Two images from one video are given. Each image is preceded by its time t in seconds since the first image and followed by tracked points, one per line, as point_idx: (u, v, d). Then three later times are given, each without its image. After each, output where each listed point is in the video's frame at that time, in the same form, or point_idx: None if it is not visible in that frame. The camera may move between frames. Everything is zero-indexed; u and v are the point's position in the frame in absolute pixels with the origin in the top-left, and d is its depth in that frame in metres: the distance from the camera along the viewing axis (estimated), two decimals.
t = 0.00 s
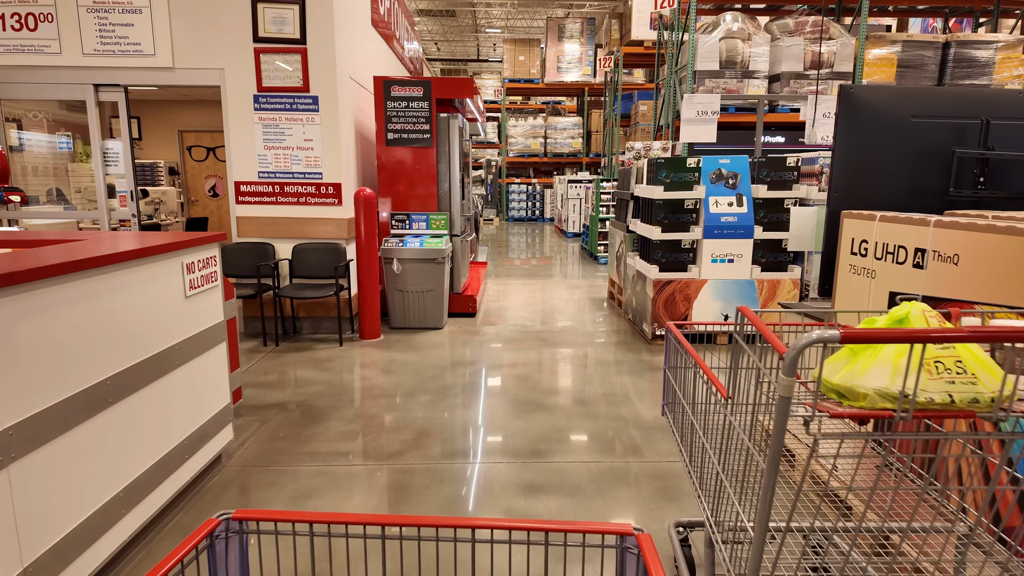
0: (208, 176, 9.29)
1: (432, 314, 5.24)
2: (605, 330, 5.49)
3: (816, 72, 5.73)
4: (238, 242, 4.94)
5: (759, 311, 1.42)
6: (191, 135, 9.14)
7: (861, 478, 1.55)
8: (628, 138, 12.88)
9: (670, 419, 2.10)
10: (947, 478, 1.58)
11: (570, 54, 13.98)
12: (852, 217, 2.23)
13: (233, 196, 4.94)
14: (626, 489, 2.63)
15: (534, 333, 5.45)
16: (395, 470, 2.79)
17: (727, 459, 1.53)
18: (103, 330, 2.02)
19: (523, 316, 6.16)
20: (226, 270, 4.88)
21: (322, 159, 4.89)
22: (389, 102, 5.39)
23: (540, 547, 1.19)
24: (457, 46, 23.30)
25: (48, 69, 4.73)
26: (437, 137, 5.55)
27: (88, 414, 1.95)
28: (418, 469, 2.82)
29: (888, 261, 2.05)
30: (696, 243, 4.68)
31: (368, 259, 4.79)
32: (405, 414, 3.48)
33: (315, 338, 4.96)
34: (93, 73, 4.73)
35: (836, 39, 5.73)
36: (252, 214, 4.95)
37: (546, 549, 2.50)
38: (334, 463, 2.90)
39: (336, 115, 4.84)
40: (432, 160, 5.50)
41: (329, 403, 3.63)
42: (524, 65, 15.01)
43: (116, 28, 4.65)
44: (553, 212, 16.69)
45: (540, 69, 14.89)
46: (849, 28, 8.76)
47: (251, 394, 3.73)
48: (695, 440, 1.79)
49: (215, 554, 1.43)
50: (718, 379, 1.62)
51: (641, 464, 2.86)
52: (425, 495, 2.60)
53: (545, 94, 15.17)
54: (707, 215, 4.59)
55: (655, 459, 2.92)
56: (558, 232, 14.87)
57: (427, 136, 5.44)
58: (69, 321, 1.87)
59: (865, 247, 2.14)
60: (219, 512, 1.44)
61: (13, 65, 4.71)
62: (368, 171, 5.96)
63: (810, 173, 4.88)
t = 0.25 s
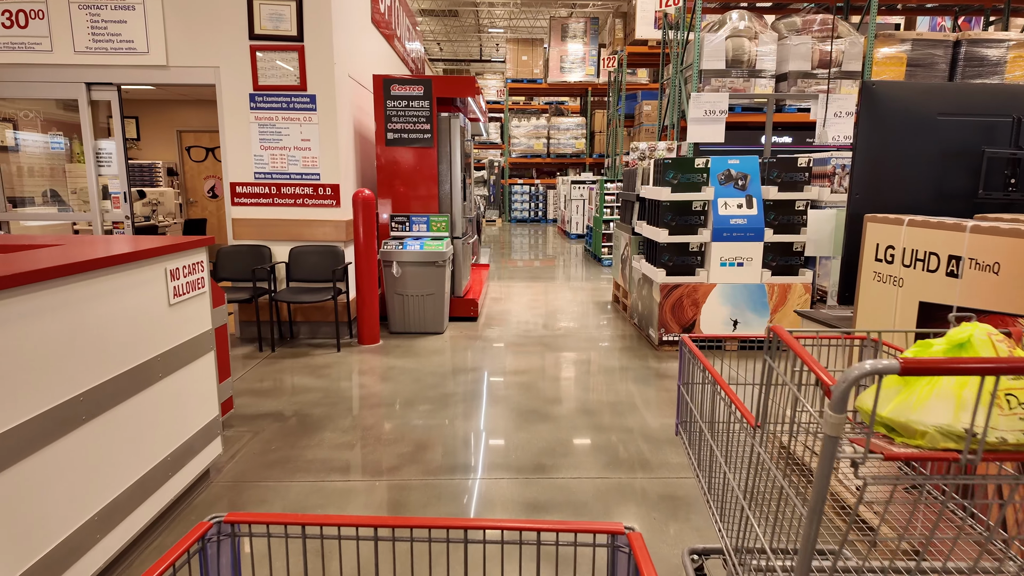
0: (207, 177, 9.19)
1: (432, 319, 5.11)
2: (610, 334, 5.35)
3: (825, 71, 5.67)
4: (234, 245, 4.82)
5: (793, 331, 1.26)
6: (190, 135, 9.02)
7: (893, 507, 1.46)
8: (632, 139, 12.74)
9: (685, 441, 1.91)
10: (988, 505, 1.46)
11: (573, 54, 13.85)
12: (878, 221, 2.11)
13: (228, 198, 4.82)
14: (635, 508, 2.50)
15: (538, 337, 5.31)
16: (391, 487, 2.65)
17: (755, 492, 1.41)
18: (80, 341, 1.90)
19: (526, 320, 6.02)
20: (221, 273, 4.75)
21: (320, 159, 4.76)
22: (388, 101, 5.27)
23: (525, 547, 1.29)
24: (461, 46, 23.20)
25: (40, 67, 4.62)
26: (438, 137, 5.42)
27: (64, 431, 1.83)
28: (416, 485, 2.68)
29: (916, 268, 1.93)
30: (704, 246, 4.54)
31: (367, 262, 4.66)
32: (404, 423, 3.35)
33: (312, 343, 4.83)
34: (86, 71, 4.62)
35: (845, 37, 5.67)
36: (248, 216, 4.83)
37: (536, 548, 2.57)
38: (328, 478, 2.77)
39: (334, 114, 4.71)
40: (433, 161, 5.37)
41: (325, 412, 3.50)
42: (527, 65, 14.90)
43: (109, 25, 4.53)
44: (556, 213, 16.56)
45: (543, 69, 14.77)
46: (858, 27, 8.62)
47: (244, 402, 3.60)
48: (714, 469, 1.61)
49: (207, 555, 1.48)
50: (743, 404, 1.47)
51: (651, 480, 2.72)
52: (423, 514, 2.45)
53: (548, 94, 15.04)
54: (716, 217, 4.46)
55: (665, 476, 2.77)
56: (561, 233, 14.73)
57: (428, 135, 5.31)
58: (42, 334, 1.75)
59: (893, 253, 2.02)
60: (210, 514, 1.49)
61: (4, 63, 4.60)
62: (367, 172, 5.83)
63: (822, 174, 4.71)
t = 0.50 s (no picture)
0: (206, 178, 9.12)
1: (432, 323, 4.98)
2: (615, 338, 5.21)
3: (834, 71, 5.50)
4: (229, 247, 4.71)
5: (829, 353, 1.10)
6: (189, 135, 8.96)
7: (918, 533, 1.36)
8: (636, 139, 12.58)
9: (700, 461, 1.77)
10: None
11: (576, 54, 13.72)
12: (902, 224, 1.98)
13: (223, 199, 4.70)
14: (642, 528, 2.35)
15: (541, 341, 5.18)
16: (385, 503, 2.51)
17: (778, 526, 1.29)
18: (45, 351, 1.74)
19: (529, 324, 5.88)
20: (215, 276, 4.64)
21: (317, 159, 4.64)
22: (388, 100, 5.15)
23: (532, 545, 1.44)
24: (464, 47, 23.11)
25: (30, 65, 4.51)
26: (438, 137, 5.31)
27: (35, 447, 1.71)
28: (411, 501, 2.55)
29: (945, 274, 1.80)
30: (712, 248, 4.41)
31: (365, 264, 4.54)
32: (400, 433, 3.21)
33: (309, 347, 4.70)
34: (77, 70, 4.51)
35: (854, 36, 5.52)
36: (243, 217, 4.71)
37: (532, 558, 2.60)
38: (318, 494, 2.63)
39: (331, 113, 4.59)
40: (432, 161, 5.25)
41: (318, 421, 3.36)
42: (530, 65, 14.76)
43: (101, 22, 4.42)
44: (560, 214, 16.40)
45: (546, 70, 14.64)
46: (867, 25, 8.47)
47: (236, 411, 3.47)
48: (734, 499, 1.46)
49: (194, 560, 1.48)
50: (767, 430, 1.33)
51: (659, 497, 2.58)
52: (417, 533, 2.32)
53: (551, 94, 14.91)
54: (724, 218, 4.32)
55: (674, 492, 2.63)
56: (564, 234, 14.59)
57: (428, 135, 5.19)
58: (12, 344, 1.63)
59: (920, 260, 1.89)
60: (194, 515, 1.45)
61: None
62: (366, 172, 5.71)
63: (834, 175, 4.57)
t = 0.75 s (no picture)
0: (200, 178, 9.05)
1: (429, 328, 4.83)
2: (617, 343, 5.07)
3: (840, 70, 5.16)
4: (220, 250, 4.58)
5: (878, 387, 0.97)
6: (185, 135, 8.89)
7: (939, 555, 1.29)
8: (637, 140, 12.43)
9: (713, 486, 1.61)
10: None
11: (577, 54, 13.58)
12: (931, 229, 1.84)
13: (214, 200, 4.56)
14: (649, 551, 2.20)
15: (541, 346, 5.03)
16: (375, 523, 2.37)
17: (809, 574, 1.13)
18: (0, 370, 1.58)
19: (529, 328, 5.74)
20: (206, 280, 4.51)
21: (311, 160, 4.51)
22: (384, 99, 5.01)
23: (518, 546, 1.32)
24: (465, 47, 22.99)
25: (16, 63, 4.38)
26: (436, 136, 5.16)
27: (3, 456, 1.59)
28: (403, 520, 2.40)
29: (979, 283, 1.65)
30: (718, 251, 4.27)
31: (360, 268, 4.41)
32: (394, 445, 3.07)
33: (302, 353, 4.56)
34: (64, 67, 4.38)
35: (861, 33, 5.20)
36: (235, 219, 4.58)
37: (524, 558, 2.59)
38: (304, 513, 2.48)
39: (326, 112, 4.46)
40: (430, 161, 5.11)
41: (309, 432, 3.22)
42: (531, 65, 14.62)
43: (88, 17, 4.29)
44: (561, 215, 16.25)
45: (547, 70, 14.51)
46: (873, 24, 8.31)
47: (222, 422, 3.33)
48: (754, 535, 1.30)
49: (182, 563, 1.37)
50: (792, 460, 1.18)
51: (666, 516, 2.43)
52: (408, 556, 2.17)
53: (551, 94, 14.76)
54: (731, 221, 4.18)
55: (681, 511, 2.48)
56: (566, 236, 14.44)
57: (425, 135, 5.05)
58: None
59: (952, 267, 1.75)
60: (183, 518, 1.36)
61: None
62: (362, 173, 5.57)
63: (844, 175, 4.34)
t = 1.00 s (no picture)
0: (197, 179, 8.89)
1: (428, 332, 4.70)
2: (621, 346, 4.93)
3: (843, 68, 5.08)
4: (212, 252, 4.44)
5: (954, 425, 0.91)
6: (180, 135, 8.80)
7: None
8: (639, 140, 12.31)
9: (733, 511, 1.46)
10: None
11: (578, 53, 13.46)
12: (962, 231, 1.71)
13: (205, 200, 4.43)
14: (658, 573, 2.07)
15: (543, 350, 4.90)
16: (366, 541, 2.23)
17: None
18: None
19: (530, 330, 5.60)
20: (197, 283, 4.37)
21: (305, 159, 4.38)
22: (381, 96, 4.88)
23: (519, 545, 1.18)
24: (465, 47, 22.88)
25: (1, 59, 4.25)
26: (434, 135, 5.03)
27: None
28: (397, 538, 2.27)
29: (1019, 291, 1.52)
30: (725, 253, 4.14)
31: (356, 270, 4.28)
32: (389, 456, 2.93)
33: (296, 358, 4.43)
34: (51, 63, 4.25)
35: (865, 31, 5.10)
36: (227, 220, 4.45)
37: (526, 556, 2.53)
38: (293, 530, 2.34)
39: (321, 109, 4.33)
40: (429, 160, 4.98)
41: (300, 442, 3.09)
42: (532, 64, 14.50)
43: (75, 12, 4.16)
44: (561, 216, 16.10)
45: (548, 69, 14.38)
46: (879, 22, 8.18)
47: (211, 431, 3.20)
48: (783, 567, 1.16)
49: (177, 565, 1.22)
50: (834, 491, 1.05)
51: (676, 535, 2.29)
52: None
53: (552, 94, 14.63)
54: (738, 222, 4.05)
55: (691, 529, 2.34)
56: (567, 236, 14.31)
57: (424, 133, 4.92)
58: None
59: (988, 273, 1.62)
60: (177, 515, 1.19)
61: None
62: (359, 172, 5.45)
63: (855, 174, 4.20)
